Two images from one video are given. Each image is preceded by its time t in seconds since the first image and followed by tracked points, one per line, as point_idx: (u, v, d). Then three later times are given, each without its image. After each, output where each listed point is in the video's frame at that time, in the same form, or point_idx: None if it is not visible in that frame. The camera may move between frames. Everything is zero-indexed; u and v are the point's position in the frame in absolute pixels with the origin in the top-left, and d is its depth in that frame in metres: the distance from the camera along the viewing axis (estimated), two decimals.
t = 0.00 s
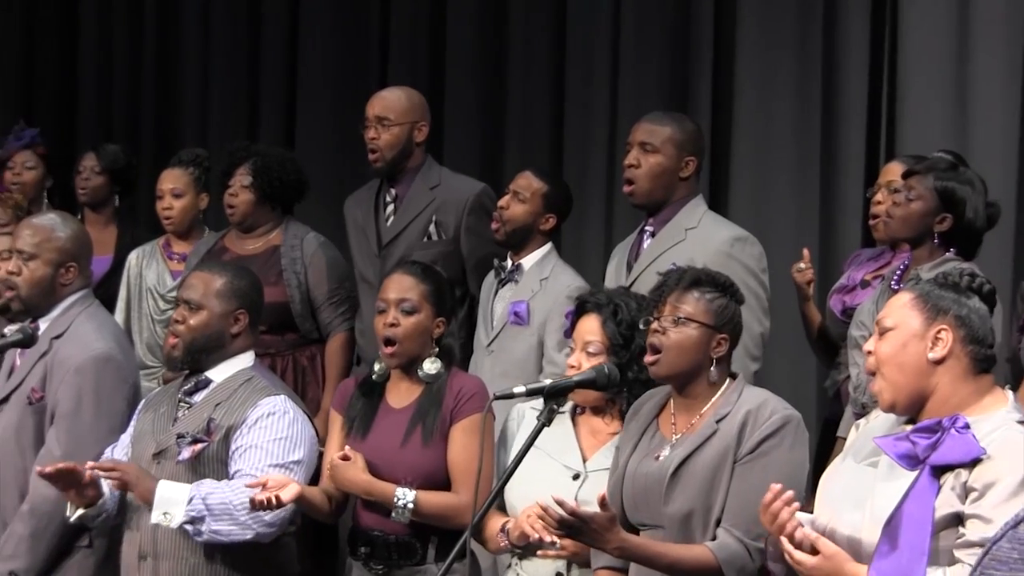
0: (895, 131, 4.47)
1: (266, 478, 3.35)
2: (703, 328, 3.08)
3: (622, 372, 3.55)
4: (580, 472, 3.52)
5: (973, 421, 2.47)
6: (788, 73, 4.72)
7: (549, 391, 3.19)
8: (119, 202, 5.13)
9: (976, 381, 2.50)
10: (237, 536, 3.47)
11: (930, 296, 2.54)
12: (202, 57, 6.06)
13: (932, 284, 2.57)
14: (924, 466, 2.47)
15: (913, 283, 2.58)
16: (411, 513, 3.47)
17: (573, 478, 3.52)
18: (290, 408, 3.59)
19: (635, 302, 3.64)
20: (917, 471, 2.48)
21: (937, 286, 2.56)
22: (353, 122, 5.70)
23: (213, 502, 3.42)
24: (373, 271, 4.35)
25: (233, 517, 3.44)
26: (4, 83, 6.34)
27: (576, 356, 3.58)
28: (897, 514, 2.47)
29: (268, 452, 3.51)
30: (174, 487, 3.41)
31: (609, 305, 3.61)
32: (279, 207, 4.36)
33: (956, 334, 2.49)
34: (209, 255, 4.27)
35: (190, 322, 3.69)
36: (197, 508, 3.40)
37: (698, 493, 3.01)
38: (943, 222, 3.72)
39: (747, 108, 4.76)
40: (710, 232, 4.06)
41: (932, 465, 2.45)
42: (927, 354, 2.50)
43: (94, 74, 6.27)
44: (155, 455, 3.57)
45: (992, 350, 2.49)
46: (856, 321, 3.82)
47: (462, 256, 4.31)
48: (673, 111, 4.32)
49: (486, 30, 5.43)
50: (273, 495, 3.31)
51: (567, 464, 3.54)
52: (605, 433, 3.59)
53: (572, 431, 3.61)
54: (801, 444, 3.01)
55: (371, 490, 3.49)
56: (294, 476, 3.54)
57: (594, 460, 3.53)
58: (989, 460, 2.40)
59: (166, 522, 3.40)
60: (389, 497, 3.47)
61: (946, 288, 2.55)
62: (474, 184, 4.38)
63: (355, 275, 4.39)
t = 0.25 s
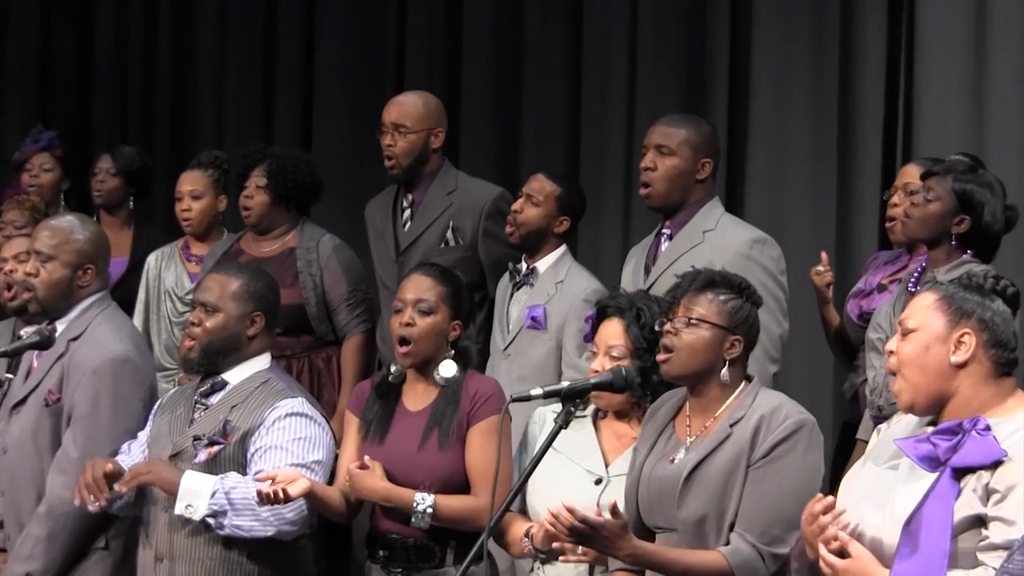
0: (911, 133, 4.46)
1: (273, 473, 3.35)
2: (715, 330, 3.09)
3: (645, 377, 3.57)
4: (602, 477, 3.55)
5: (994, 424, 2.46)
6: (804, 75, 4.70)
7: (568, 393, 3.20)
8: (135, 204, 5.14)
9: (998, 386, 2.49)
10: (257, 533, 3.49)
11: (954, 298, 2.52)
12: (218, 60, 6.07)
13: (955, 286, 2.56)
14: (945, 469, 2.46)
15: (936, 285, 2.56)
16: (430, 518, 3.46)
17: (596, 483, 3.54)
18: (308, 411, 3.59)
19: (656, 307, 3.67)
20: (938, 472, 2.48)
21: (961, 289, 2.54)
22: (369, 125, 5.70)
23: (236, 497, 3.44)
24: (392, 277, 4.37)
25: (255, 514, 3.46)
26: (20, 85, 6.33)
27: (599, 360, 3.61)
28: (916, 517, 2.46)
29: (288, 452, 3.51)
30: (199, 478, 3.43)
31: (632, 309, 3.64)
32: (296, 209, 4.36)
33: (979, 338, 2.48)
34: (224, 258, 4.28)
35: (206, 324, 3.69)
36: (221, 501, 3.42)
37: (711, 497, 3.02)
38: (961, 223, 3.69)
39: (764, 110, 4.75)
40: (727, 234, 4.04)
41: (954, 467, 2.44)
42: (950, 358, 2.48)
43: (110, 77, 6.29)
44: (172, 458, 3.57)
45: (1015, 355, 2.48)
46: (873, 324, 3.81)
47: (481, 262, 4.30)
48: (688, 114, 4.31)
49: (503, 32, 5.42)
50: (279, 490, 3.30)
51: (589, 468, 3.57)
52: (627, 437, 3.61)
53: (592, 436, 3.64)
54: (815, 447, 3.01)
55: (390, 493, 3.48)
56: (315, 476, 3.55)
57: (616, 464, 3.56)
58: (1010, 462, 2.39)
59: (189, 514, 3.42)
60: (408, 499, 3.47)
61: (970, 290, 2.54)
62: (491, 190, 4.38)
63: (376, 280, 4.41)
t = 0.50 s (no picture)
0: (925, 134, 4.46)
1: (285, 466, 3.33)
2: (725, 330, 3.13)
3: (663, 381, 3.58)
4: (616, 481, 3.54)
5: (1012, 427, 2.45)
6: (817, 77, 4.69)
7: (583, 396, 3.21)
8: (147, 207, 5.14)
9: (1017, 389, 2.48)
10: (283, 545, 3.49)
11: (974, 301, 2.51)
12: (232, 63, 6.08)
13: (975, 288, 2.55)
14: (963, 470, 2.46)
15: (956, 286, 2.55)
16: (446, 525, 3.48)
17: (610, 486, 3.53)
18: (324, 415, 3.59)
19: (668, 310, 3.67)
20: (955, 474, 2.47)
21: (980, 292, 2.54)
22: (382, 128, 5.71)
23: (255, 511, 3.44)
24: (405, 283, 4.37)
25: (277, 526, 3.46)
26: (34, 88, 6.35)
27: (614, 365, 3.61)
28: (933, 517, 2.45)
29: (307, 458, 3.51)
30: (215, 498, 3.44)
31: (645, 313, 3.63)
32: (309, 211, 4.37)
33: (999, 342, 2.47)
34: (238, 261, 4.28)
35: (221, 328, 3.68)
36: (242, 517, 3.43)
37: (723, 500, 3.04)
38: (978, 225, 3.68)
39: (777, 113, 4.74)
40: (741, 237, 4.03)
41: (971, 468, 2.44)
42: (970, 361, 2.48)
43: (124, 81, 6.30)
44: (187, 461, 3.57)
45: None
46: (887, 328, 3.80)
47: (493, 266, 4.30)
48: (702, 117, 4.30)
49: (517, 34, 5.41)
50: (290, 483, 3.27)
51: (603, 472, 3.56)
52: (642, 441, 3.60)
53: (606, 440, 3.63)
54: (826, 449, 3.02)
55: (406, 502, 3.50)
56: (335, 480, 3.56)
57: (630, 468, 3.55)
58: None
59: (212, 536, 3.42)
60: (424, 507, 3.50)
61: (989, 294, 2.53)
62: (499, 192, 4.37)
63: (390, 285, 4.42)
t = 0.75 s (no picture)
0: (938, 134, 4.46)
1: (291, 457, 3.25)
2: (731, 331, 3.17)
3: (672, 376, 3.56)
4: (627, 482, 3.53)
5: None
6: (829, 78, 4.67)
7: (594, 398, 3.21)
8: (157, 209, 5.14)
9: None
10: (298, 558, 3.47)
11: (992, 303, 2.51)
12: (243, 64, 6.08)
13: (990, 290, 2.55)
14: (978, 471, 2.45)
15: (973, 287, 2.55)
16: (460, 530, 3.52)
17: (620, 488, 3.52)
18: (336, 417, 3.59)
19: (675, 309, 3.67)
20: (969, 475, 2.47)
21: (995, 293, 2.54)
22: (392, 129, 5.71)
23: (266, 530, 3.42)
24: (414, 284, 4.34)
25: (290, 540, 3.44)
26: (44, 90, 6.36)
27: (624, 365, 3.59)
28: (948, 516, 2.44)
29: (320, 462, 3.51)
30: (223, 525, 3.41)
31: (651, 312, 3.63)
32: (320, 212, 4.36)
33: (1016, 346, 2.48)
34: (249, 262, 4.29)
35: (231, 329, 3.67)
36: (254, 538, 3.40)
37: (732, 503, 3.06)
38: (994, 226, 3.66)
39: (790, 113, 4.71)
40: (752, 238, 4.02)
41: (987, 469, 2.43)
42: (986, 363, 2.47)
43: (136, 83, 6.31)
44: (200, 462, 3.56)
45: None
46: (900, 329, 3.79)
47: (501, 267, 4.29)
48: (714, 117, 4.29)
49: (529, 35, 5.39)
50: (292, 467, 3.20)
51: (613, 474, 3.55)
52: (653, 442, 3.59)
53: (616, 442, 3.62)
54: (836, 450, 3.03)
55: (419, 509, 3.54)
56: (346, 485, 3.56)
57: (641, 469, 3.54)
58: None
59: (228, 563, 3.39)
60: (436, 513, 3.53)
61: (1005, 295, 2.53)
62: (506, 192, 4.36)
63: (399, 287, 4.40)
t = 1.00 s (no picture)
0: (950, 135, 4.44)
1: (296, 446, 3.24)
2: (741, 333, 3.16)
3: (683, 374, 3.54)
4: (638, 482, 3.52)
5: None
6: (843, 78, 4.65)
7: (606, 399, 3.19)
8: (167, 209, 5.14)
9: None
10: (316, 567, 3.49)
11: (1008, 306, 2.51)
12: (255, 64, 6.08)
13: (1005, 290, 2.54)
14: (991, 468, 2.44)
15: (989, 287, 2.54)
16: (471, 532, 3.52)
17: (631, 488, 3.51)
18: (347, 417, 3.59)
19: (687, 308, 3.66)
20: (980, 474, 2.48)
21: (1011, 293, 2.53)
22: (404, 131, 5.70)
23: (279, 549, 3.42)
24: (423, 283, 4.33)
25: (304, 551, 3.45)
26: (56, 91, 6.37)
27: (634, 363, 3.59)
28: (961, 512, 2.43)
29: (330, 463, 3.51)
30: (236, 551, 3.42)
31: (663, 309, 3.62)
32: (330, 213, 4.37)
33: None
34: (259, 263, 4.30)
35: (242, 330, 3.67)
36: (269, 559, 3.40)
37: (740, 506, 3.05)
38: (1010, 227, 3.64)
39: (802, 114, 4.69)
40: (764, 239, 4.01)
41: (1000, 467, 2.43)
42: (1000, 367, 2.48)
43: (147, 84, 6.31)
44: (211, 463, 3.55)
45: None
46: (914, 330, 3.77)
47: (511, 270, 4.28)
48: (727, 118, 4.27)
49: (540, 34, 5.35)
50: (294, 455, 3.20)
51: (625, 474, 3.54)
52: (664, 441, 3.58)
53: (627, 441, 3.61)
54: (846, 454, 3.02)
55: (431, 512, 3.55)
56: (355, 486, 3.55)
57: (652, 469, 3.52)
58: None
59: None
60: (448, 516, 3.53)
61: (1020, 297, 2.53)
62: (520, 194, 4.35)
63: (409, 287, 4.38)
